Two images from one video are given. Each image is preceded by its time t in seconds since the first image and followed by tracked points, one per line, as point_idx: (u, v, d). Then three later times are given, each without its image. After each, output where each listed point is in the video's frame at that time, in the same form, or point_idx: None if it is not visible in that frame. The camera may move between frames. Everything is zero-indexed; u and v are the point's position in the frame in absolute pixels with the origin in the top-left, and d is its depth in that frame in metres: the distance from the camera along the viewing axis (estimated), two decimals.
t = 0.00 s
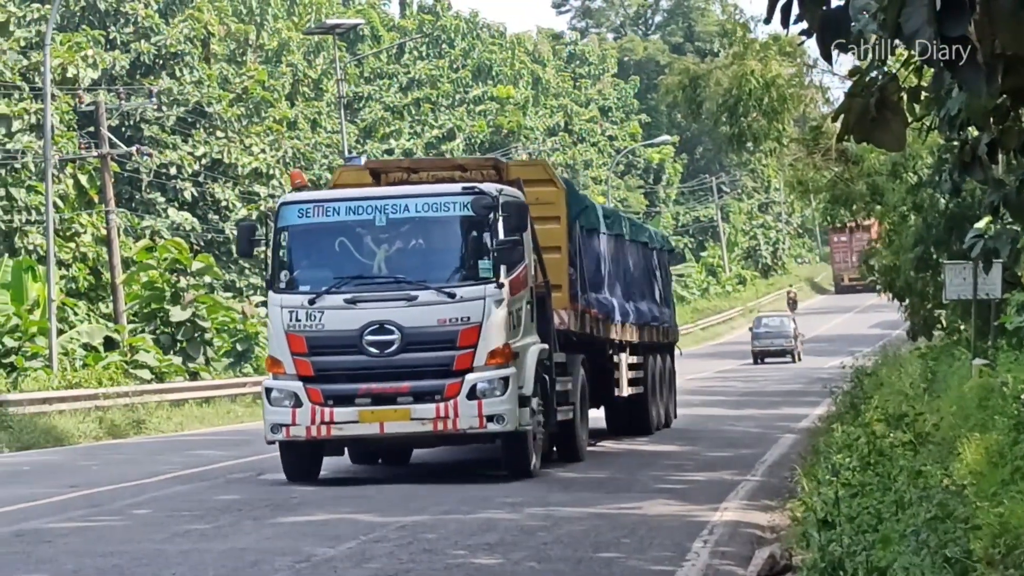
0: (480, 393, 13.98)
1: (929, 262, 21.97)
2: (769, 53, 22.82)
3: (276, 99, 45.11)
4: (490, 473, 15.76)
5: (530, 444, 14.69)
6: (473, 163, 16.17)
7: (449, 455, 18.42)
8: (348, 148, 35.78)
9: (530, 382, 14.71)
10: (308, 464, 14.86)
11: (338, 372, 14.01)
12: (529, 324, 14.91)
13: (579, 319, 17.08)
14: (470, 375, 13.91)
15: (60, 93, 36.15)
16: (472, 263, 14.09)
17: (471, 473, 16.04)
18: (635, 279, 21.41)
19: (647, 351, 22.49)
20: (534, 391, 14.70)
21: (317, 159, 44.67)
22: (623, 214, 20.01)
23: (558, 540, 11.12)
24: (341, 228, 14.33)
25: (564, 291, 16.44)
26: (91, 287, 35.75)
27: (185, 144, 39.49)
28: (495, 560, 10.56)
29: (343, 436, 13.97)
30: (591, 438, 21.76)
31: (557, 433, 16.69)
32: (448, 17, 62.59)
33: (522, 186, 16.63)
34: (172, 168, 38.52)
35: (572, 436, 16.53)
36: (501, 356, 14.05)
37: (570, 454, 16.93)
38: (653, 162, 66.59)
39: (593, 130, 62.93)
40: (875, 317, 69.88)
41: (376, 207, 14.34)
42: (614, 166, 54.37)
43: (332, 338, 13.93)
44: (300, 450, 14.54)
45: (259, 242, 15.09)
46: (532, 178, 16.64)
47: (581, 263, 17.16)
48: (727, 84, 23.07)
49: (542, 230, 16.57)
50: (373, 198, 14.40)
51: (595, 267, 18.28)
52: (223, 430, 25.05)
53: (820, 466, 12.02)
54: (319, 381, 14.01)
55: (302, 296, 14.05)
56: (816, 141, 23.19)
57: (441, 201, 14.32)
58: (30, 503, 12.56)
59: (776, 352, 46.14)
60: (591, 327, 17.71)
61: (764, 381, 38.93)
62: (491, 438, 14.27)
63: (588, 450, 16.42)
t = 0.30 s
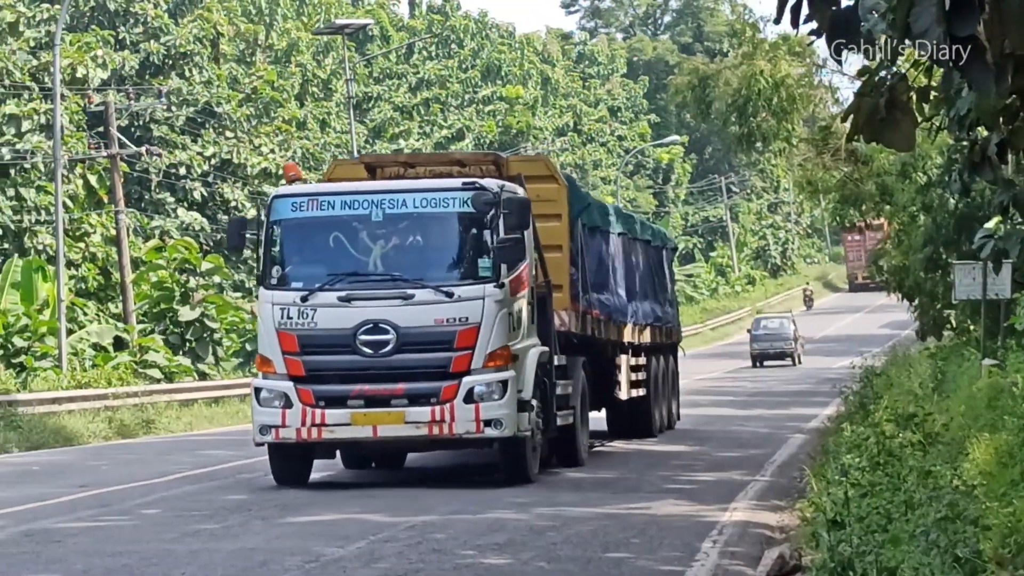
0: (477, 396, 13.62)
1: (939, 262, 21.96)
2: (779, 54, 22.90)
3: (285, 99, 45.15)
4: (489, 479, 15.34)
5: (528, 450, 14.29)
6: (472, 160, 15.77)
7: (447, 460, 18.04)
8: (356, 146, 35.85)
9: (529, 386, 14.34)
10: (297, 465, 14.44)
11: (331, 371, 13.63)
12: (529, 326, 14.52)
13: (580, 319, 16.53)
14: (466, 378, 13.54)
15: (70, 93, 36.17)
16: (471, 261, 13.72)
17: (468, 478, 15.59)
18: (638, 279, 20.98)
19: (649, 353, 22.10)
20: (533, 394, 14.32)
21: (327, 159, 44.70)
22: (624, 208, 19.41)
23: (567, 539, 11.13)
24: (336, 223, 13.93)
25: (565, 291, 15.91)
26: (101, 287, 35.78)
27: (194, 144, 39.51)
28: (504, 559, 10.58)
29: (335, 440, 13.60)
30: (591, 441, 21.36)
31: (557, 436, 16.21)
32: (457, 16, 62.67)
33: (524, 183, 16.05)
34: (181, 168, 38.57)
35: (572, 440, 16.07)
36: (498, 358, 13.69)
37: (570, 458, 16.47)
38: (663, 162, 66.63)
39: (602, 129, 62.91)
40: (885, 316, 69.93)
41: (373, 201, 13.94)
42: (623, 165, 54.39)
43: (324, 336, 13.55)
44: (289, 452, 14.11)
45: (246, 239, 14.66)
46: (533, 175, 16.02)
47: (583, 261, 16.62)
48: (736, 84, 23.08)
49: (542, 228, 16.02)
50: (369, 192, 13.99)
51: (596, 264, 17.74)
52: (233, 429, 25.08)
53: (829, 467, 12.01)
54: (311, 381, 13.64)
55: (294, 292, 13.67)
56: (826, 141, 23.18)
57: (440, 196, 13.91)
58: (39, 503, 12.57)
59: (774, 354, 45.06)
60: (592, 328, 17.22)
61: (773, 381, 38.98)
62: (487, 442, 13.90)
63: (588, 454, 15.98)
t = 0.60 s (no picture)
0: (476, 398, 13.15)
1: (951, 262, 21.95)
2: (790, 54, 22.88)
3: (297, 100, 45.22)
4: (489, 485, 14.97)
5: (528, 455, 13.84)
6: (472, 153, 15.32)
7: (447, 465, 17.84)
8: (369, 146, 35.95)
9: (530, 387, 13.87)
10: (287, 469, 13.96)
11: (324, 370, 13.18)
12: (530, 326, 14.06)
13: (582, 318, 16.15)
14: (465, 378, 13.08)
15: (83, 94, 36.23)
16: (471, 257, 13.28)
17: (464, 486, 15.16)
18: (645, 275, 20.66)
19: (656, 352, 21.77)
20: (534, 396, 13.86)
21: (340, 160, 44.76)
22: (631, 207, 19.08)
23: (579, 540, 11.12)
24: (330, 216, 13.50)
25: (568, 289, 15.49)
26: (114, 287, 35.85)
27: (207, 144, 39.56)
28: (516, 560, 10.60)
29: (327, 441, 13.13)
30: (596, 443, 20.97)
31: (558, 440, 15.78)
32: (469, 17, 62.69)
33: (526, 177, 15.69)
34: (193, 168, 38.60)
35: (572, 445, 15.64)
36: (498, 357, 13.23)
37: (571, 463, 16.05)
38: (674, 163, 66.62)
39: (614, 130, 62.91)
40: (896, 317, 69.92)
41: (369, 194, 13.52)
42: (635, 166, 54.44)
43: (317, 334, 13.11)
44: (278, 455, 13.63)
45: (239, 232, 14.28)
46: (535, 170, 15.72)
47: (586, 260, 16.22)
48: (749, 84, 23.06)
49: (545, 223, 15.65)
50: (365, 184, 13.57)
51: (601, 262, 17.38)
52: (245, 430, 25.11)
53: (841, 467, 11.97)
54: (303, 381, 13.18)
55: (286, 288, 13.23)
56: (838, 141, 23.11)
57: (438, 189, 13.49)
58: (52, 504, 12.56)
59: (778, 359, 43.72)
60: (596, 327, 16.83)
61: (785, 381, 39.00)
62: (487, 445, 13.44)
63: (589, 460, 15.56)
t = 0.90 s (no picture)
0: (474, 399, 12.71)
1: (966, 263, 21.89)
2: (805, 53, 22.88)
3: (312, 100, 45.26)
4: (489, 490, 14.84)
5: (529, 459, 13.40)
6: (470, 147, 14.84)
7: (446, 469, 17.80)
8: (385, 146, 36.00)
9: (531, 388, 13.42)
10: (278, 473, 13.51)
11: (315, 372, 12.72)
12: (530, 324, 13.61)
13: (586, 317, 15.75)
14: (462, 379, 12.64)
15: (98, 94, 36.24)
16: (469, 253, 12.84)
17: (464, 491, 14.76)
18: (653, 273, 20.33)
19: (661, 354, 21.50)
20: (534, 397, 13.41)
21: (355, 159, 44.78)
22: (638, 204, 18.78)
23: (593, 540, 11.12)
24: (322, 210, 13.04)
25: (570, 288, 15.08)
26: (128, 288, 35.90)
27: (221, 145, 39.60)
28: (531, 560, 10.62)
29: (320, 444, 12.68)
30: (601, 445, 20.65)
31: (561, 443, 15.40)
32: (483, 16, 62.73)
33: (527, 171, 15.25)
34: (208, 168, 38.59)
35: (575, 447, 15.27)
36: (497, 356, 12.79)
37: (575, 466, 15.69)
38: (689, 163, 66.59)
39: (628, 130, 62.91)
40: (911, 317, 69.87)
41: (361, 187, 13.05)
42: (650, 166, 54.45)
43: (308, 333, 12.65)
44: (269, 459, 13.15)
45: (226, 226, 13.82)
46: (536, 164, 15.29)
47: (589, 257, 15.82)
48: (763, 85, 23.06)
49: (547, 220, 15.22)
50: (357, 176, 13.09)
51: (607, 259, 17.07)
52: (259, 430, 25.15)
53: (856, 467, 11.94)
54: (294, 382, 12.72)
55: (276, 286, 12.77)
56: (852, 142, 23.00)
57: (433, 181, 13.03)
58: (66, 504, 12.56)
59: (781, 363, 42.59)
60: (600, 328, 16.47)
61: (800, 381, 39.03)
62: (486, 448, 13.00)
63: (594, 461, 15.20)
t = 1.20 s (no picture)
0: (473, 402, 12.46)
1: (978, 263, 21.89)
2: (816, 55, 22.89)
3: (330, 102, 45.36)
4: (486, 493, 14.87)
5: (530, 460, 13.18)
6: (468, 140, 14.79)
7: (447, 472, 17.87)
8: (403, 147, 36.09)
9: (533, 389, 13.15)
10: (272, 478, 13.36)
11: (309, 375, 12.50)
12: (530, 324, 13.35)
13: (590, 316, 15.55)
14: (460, 382, 12.38)
15: (118, 96, 36.35)
16: (466, 251, 12.59)
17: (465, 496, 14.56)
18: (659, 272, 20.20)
19: (668, 354, 21.42)
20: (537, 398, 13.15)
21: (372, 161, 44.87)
22: (645, 202, 18.68)
23: (609, 537, 11.28)
24: (315, 209, 12.83)
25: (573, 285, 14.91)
26: (148, 288, 36.06)
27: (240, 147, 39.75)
28: (546, 558, 10.80)
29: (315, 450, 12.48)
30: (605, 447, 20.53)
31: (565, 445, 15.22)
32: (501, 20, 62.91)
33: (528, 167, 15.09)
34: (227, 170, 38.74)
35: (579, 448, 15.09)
36: (497, 358, 12.53)
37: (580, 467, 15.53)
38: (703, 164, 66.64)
39: (643, 131, 62.96)
40: (923, 317, 69.81)
41: (355, 185, 12.84)
42: (665, 168, 54.49)
43: (301, 336, 12.43)
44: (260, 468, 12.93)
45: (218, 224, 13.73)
46: (538, 157, 15.12)
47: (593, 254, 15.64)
48: (777, 86, 23.04)
49: (547, 216, 15.02)
50: (351, 173, 12.91)
51: (610, 257, 16.93)
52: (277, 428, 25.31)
53: (869, 465, 12.06)
54: (287, 386, 12.50)
55: (268, 288, 12.56)
56: (866, 142, 23.45)
57: (429, 177, 12.80)
58: (89, 501, 12.71)
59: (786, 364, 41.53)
60: (605, 326, 16.30)
61: (812, 379, 39.12)
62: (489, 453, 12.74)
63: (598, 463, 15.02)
